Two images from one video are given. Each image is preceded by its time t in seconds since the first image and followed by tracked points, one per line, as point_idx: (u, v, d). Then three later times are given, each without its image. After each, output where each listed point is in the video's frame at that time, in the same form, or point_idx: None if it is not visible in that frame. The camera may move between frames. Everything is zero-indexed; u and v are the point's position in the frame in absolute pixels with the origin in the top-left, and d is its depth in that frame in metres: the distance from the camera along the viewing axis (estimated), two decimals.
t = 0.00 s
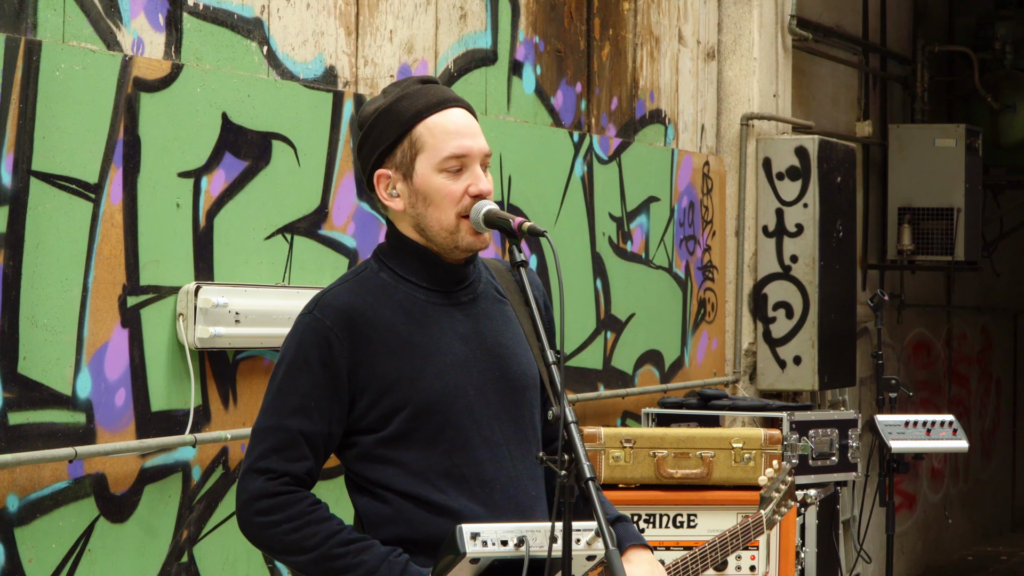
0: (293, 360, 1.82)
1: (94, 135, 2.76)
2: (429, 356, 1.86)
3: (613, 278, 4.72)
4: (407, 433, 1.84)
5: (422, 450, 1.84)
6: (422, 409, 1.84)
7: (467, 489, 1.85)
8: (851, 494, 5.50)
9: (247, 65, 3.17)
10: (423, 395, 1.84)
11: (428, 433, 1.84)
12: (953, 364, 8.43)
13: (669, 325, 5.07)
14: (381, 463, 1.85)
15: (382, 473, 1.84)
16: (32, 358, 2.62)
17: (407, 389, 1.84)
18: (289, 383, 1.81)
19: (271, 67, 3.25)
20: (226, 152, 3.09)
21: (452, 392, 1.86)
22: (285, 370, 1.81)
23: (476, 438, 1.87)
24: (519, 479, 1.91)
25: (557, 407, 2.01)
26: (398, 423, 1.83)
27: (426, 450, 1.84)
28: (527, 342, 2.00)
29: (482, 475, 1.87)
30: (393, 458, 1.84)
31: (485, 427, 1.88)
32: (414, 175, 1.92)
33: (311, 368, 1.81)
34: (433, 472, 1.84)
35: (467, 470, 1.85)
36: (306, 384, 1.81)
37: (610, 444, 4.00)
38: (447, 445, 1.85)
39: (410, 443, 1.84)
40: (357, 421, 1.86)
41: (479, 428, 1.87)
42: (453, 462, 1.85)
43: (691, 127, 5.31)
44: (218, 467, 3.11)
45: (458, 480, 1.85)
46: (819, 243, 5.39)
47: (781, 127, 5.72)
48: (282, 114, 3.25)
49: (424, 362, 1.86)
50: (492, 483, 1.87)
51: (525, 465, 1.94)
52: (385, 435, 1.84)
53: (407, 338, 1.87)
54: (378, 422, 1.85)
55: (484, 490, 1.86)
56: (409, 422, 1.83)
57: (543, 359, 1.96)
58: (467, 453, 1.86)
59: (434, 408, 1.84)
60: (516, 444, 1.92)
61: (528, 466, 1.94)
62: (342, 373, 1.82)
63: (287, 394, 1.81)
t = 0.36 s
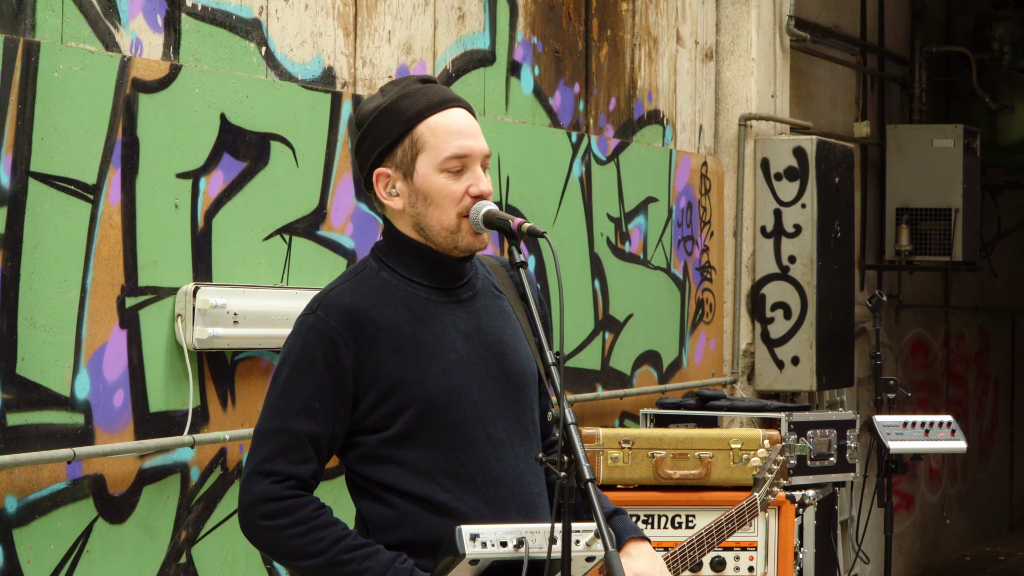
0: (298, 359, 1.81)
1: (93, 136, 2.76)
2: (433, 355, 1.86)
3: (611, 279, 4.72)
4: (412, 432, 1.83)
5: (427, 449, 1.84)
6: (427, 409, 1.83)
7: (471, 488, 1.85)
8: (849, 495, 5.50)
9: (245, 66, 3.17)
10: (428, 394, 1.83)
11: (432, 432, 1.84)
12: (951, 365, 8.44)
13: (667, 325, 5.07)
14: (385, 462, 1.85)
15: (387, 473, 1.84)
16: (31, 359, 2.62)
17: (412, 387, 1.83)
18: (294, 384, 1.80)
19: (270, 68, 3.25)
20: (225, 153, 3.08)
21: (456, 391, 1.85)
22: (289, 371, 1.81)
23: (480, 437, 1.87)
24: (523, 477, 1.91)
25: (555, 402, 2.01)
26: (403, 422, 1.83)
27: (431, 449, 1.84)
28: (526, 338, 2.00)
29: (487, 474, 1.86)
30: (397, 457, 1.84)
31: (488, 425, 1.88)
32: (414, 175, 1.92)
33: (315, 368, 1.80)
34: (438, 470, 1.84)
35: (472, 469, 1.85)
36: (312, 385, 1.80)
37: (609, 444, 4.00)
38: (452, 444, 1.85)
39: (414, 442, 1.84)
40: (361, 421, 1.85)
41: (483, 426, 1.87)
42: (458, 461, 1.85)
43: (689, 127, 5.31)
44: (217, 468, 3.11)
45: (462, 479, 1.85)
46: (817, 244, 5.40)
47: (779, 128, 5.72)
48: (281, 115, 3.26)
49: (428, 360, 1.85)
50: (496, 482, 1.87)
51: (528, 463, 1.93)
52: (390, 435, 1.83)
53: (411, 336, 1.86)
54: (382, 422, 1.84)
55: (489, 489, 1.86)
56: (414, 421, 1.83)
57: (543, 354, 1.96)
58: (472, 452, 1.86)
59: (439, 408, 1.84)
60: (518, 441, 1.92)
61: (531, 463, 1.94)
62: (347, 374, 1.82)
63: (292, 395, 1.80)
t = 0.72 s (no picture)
0: (294, 361, 1.81)
1: (92, 136, 2.76)
2: (429, 356, 1.86)
3: (609, 279, 4.72)
4: (409, 433, 1.83)
5: (424, 450, 1.84)
6: (424, 410, 1.83)
7: (469, 489, 1.85)
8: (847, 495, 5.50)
9: (243, 66, 3.17)
10: (424, 394, 1.83)
11: (429, 433, 1.84)
12: (949, 365, 8.45)
13: (665, 326, 5.07)
14: (383, 463, 1.85)
15: (384, 474, 1.84)
16: (29, 360, 2.62)
17: (407, 388, 1.83)
18: (289, 385, 1.80)
19: (268, 68, 3.25)
20: (222, 153, 3.08)
21: (452, 392, 1.85)
22: (285, 373, 1.81)
23: (476, 438, 1.87)
24: (521, 476, 1.92)
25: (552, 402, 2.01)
26: (400, 423, 1.83)
27: (428, 450, 1.84)
28: (523, 337, 2.01)
29: (483, 474, 1.86)
30: (394, 458, 1.84)
31: (486, 425, 1.88)
32: (408, 176, 1.93)
33: (311, 369, 1.80)
34: (435, 471, 1.84)
35: (468, 469, 1.85)
36: (309, 387, 1.80)
37: (607, 445, 3.99)
38: (449, 445, 1.85)
39: (412, 443, 1.84)
40: (358, 421, 1.85)
41: (480, 427, 1.87)
42: (455, 462, 1.85)
43: (687, 127, 5.31)
44: (215, 468, 3.11)
45: (460, 479, 1.85)
46: (815, 244, 5.40)
47: (777, 128, 5.73)
48: (280, 115, 3.26)
49: (425, 361, 1.85)
50: (494, 482, 1.88)
51: (525, 463, 1.93)
52: (387, 435, 1.83)
53: (407, 337, 1.86)
54: (379, 422, 1.84)
55: (487, 489, 1.87)
56: (410, 422, 1.83)
57: (540, 358, 1.97)
58: (468, 453, 1.86)
59: (435, 409, 1.84)
60: (515, 441, 1.92)
61: (529, 463, 1.94)
62: (343, 375, 1.82)
63: (288, 397, 1.79)
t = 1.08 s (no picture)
0: (282, 355, 1.83)
1: (88, 135, 2.75)
2: (418, 352, 1.86)
3: (606, 278, 4.72)
4: (397, 430, 1.83)
5: (411, 446, 1.84)
6: (413, 406, 1.83)
7: (457, 486, 1.84)
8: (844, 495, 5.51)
9: (240, 65, 3.17)
10: (413, 390, 1.83)
11: (418, 430, 1.84)
12: (946, 365, 8.46)
13: (662, 326, 5.08)
14: (371, 458, 1.84)
15: (372, 471, 1.84)
16: (26, 359, 2.62)
17: (396, 384, 1.83)
18: (277, 380, 1.82)
19: (265, 67, 3.25)
20: (219, 152, 3.08)
21: (441, 387, 1.85)
22: (273, 368, 1.83)
23: (466, 434, 1.86)
24: (514, 475, 1.90)
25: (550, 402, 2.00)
26: (387, 419, 1.83)
27: (415, 446, 1.84)
28: (521, 338, 2.00)
29: (472, 471, 1.86)
30: (381, 454, 1.84)
31: (475, 423, 1.87)
32: (402, 175, 1.93)
33: (299, 365, 1.82)
34: (422, 467, 1.83)
35: (457, 466, 1.85)
36: (296, 382, 1.81)
37: (604, 444, 4.01)
38: (437, 441, 1.84)
39: (399, 439, 1.84)
40: (347, 417, 1.85)
41: (470, 424, 1.87)
42: (443, 458, 1.84)
43: (685, 127, 5.32)
44: (212, 468, 3.11)
45: (449, 476, 1.84)
46: (812, 243, 5.40)
47: (774, 128, 5.73)
48: (277, 115, 3.26)
49: (414, 357, 1.85)
50: (483, 480, 1.86)
51: (518, 462, 1.92)
52: (375, 432, 1.83)
53: (396, 334, 1.86)
54: (369, 418, 1.84)
55: (476, 487, 1.86)
56: (398, 418, 1.83)
57: (537, 358, 1.95)
58: (456, 449, 1.85)
59: (423, 404, 1.84)
60: (508, 439, 1.91)
61: (522, 463, 1.93)
62: (331, 372, 1.83)
63: (276, 392, 1.81)
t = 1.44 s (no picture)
0: (278, 353, 1.84)
1: (86, 134, 2.75)
2: (415, 351, 1.86)
3: (604, 278, 4.72)
4: (392, 429, 1.83)
5: (408, 446, 1.84)
6: (409, 406, 1.83)
7: (454, 485, 1.85)
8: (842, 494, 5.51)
9: (238, 64, 3.17)
10: (409, 390, 1.83)
11: (414, 429, 1.84)
12: (944, 364, 8.46)
13: (660, 325, 5.08)
14: (369, 457, 1.84)
15: (370, 469, 1.84)
16: (24, 358, 2.62)
17: (392, 384, 1.83)
18: (270, 380, 1.83)
19: (263, 66, 3.25)
20: (217, 152, 3.08)
21: (437, 387, 1.85)
22: (269, 366, 1.83)
23: (463, 433, 1.86)
24: (510, 475, 1.90)
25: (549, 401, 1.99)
26: (383, 418, 1.83)
27: (412, 446, 1.84)
28: (518, 338, 1.99)
29: (468, 471, 1.86)
30: (378, 453, 1.84)
31: (472, 422, 1.87)
32: (400, 176, 1.92)
33: (294, 364, 1.82)
34: (419, 467, 1.83)
35: (453, 465, 1.85)
36: (291, 381, 1.82)
37: (601, 444, 4.00)
38: (433, 440, 1.84)
39: (395, 439, 1.84)
40: (341, 417, 1.86)
41: (467, 423, 1.87)
42: (439, 457, 1.84)
43: (682, 126, 5.32)
44: (210, 467, 3.11)
45: (445, 475, 1.84)
46: (810, 243, 5.40)
47: (772, 127, 5.73)
48: (274, 114, 3.26)
49: (411, 357, 1.86)
50: (481, 479, 1.86)
51: (515, 461, 1.92)
52: (371, 431, 1.84)
53: (393, 333, 1.87)
54: (364, 417, 1.84)
55: (472, 486, 1.86)
56: (393, 418, 1.83)
57: (534, 356, 1.94)
58: (452, 449, 1.85)
59: (420, 404, 1.84)
60: (505, 438, 1.91)
61: (520, 461, 1.93)
62: (325, 371, 1.83)
63: (266, 387, 1.83)
